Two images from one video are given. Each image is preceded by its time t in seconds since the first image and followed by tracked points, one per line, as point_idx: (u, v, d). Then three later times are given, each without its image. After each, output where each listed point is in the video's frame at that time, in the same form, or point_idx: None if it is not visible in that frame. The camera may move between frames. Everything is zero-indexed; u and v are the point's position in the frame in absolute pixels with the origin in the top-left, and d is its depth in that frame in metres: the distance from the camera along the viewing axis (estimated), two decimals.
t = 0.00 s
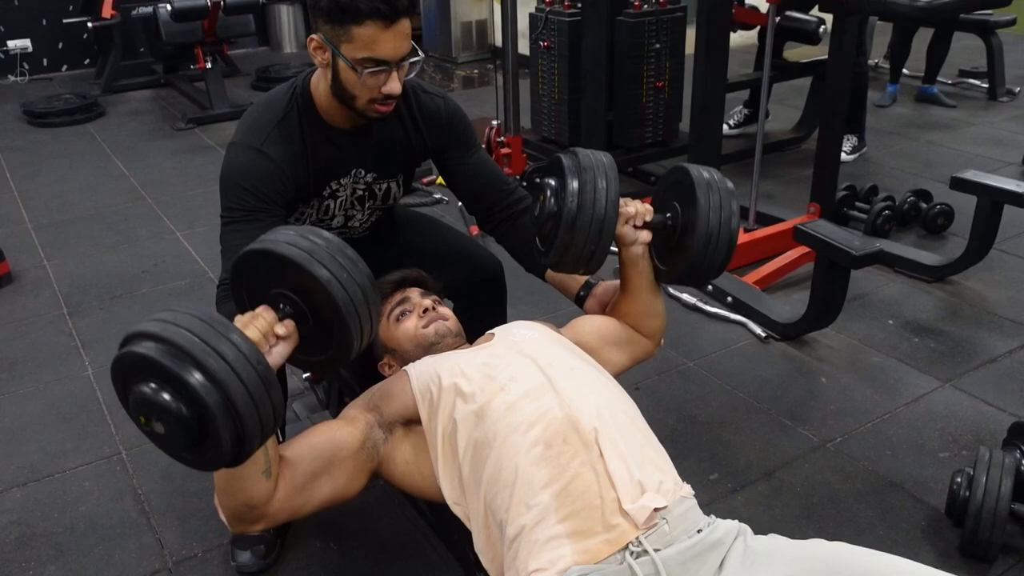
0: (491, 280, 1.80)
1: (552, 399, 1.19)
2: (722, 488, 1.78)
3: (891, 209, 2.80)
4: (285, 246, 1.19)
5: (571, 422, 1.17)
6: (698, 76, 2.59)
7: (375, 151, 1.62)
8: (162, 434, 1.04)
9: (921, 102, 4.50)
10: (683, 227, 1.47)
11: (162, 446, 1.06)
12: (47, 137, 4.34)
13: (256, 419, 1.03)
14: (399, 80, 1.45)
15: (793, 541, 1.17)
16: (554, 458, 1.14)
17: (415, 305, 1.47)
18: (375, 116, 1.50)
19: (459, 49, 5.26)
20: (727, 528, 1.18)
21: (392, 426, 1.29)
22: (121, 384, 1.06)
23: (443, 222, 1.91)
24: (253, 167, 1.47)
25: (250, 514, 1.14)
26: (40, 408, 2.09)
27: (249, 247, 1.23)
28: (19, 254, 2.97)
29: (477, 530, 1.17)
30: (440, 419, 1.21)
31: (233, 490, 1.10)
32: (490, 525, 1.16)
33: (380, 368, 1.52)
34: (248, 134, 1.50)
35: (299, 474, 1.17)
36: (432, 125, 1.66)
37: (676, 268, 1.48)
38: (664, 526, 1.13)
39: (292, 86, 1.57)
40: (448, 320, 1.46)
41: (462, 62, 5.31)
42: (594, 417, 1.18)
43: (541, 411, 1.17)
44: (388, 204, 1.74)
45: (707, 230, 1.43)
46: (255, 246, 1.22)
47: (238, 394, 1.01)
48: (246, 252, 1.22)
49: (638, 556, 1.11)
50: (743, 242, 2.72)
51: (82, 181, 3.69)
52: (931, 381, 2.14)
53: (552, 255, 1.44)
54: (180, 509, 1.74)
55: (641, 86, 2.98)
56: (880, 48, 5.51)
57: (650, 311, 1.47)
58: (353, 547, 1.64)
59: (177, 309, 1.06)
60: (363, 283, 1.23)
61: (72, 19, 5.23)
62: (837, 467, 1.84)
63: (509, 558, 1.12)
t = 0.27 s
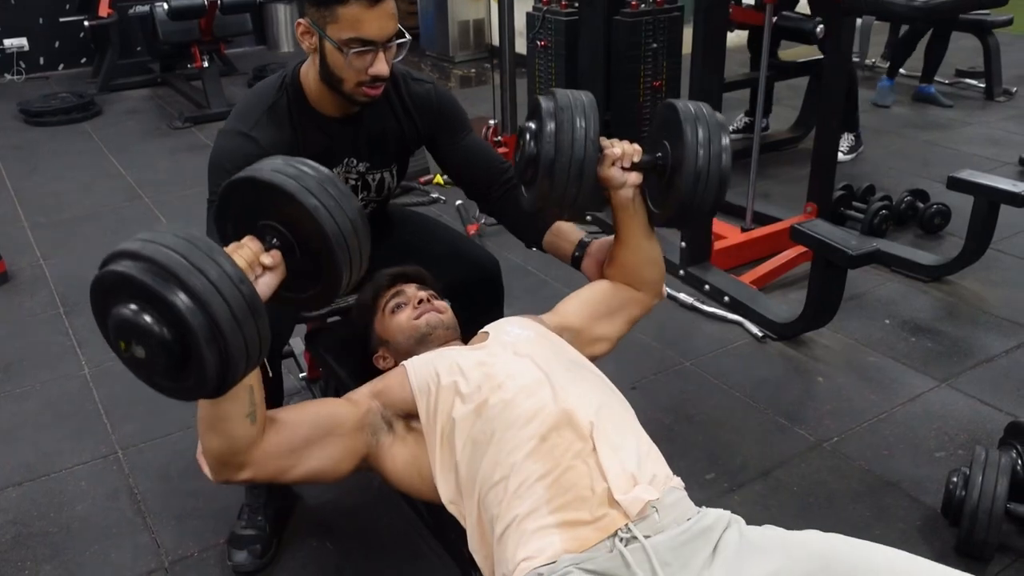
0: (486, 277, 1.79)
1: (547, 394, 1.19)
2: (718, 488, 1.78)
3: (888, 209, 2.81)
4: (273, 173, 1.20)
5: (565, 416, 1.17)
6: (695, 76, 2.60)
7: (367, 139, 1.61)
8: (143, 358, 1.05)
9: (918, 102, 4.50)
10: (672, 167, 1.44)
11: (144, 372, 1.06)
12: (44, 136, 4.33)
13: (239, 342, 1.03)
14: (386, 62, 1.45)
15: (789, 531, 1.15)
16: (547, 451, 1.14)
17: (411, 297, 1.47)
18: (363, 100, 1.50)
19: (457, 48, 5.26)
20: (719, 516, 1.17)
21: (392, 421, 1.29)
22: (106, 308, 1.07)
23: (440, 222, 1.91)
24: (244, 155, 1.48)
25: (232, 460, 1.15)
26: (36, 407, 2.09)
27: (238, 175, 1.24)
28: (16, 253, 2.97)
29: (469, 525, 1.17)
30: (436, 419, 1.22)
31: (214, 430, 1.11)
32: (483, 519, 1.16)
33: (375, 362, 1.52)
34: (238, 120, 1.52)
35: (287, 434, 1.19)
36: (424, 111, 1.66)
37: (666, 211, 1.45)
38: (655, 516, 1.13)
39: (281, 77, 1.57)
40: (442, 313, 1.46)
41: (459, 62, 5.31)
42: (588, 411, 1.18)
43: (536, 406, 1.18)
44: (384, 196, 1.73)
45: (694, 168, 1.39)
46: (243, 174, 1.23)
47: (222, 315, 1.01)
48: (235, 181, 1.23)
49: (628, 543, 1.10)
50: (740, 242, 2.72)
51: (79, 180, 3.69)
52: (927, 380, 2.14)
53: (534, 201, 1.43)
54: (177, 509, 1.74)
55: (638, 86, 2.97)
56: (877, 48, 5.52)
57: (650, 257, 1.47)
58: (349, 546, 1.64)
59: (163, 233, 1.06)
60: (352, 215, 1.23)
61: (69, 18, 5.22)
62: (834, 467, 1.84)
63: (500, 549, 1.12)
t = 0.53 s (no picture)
0: (484, 275, 1.80)
1: (549, 390, 1.20)
2: (717, 485, 1.78)
3: (885, 206, 2.81)
4: (285, 109, 1.20)
5: (567, 410, 1.18)
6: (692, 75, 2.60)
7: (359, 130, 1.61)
8: (150, 288, 1.03)
9: (915, 100, 4.50)
10: (663, 119, 1.41)
11: (150, 303, 1.04)
12: (41, 136, 4.32)
13: (249, 273, 1.01)
14: (376, 52, 1.45)
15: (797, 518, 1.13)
16: (550, 445, 1.15)
17: (411, 296, 1.48)
18: (354, 92, 1.50)
19: (454, 47, 5.26)
20: (723, 506, 1.16)
21: (395, 410, 1.29)
22: (114, 236, 1.05)
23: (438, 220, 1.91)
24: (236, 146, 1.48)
25: (238, 406, 1.13)
26: (34, 407, 2.08)
27: (249, 114, 1.24)
28: (13, 253, 2.96)
29: (472, 521, 1.17)
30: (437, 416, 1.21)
31: (222, 369, 1.11)
32: (486, 516, 1.16)
33: (373, 360, 1.51)
34: (230, 112, 1.51)
35: (294, 391, 1.17)
36: (415, 101, 1.65)
37: (655, 166, 1.42)
38: (660, 504, 1.13)
39: (273, 71, 1.58)
40: (442, 310, 1.47)
41: (457, 61, 5.30)
42: (590, 404, 1.19)
43: (538, 401, 1.18)
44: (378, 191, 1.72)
45: (684, 121, 1.36)
46: (255, 111, 1.23)
47: (232, 243, 0.99)
48: (246, 118, 1.23)
49: (634, 531, 1.10)
50: (737, 240, 2.73)
51: (76, 180, 3.69)
52: (925, 377, 2.14)
53: (519, 154, 1.40)
54: (175, 508, 1.74)
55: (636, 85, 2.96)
56: (874, 46, 5.52)
57: (641, 216, 1.46)
58: (349, 544, 1.64)
59: (174, 159, 1.05)
60: (364, 153, 1.24)
61: (66, 17, 5.21)
62: (832, 464, 1.84)
63: (505, 543, 1.11)
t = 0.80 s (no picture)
0: (483, 273, 1.81)
1: (550, 385, 1.20)
2: (717, 482, 1.79)
3: (884, 203, 2.81)
4: (296, 51, 1.18)
5: (569, 406, 1.18)
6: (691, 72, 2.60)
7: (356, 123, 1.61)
8: (165, 231, 1.03)
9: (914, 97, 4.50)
10: (669, 80, 1.40)
11: (164, 245, 1.05)
12: (39, 134, 4.32)
13: (263, 213, 1.01)
14: (373, 45, 1.45)
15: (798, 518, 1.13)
16: (552, 440, 1.15)
17: (410, 292, 1.48)
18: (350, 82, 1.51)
19: (452, 45, 5.26)
20: (724, 504, 1.16)
21: (399, 399, 1.28)
22: (128, 176, 1.05)
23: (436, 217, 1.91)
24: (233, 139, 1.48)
25: (257, 354, 1.15)
26: (34, 405, 2.08)
27: (261, 58, 1.22)
28: (12, 251, 2.96)
29: (473, 515, 1.17)
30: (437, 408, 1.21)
31: (241, 319, 1.11)
32: (488, 511, 1.15)
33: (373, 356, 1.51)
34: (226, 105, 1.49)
35: (313, 351, 1.19)
36: (412, 93, 1.65)
37: (660, 129, 1.42)
38: (662, 502, 1.13)
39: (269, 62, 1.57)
40: (442, 306, 1.47)
41: (455, 59, 5.30)
42: (591, 399, 1.19)
43: (540, 397, 1.19)
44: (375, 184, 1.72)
45: (690, 81, 1.36)
46: (266, 55, 1.20)
47: (246, 183, 0.99)
48: (258, 61, 1.21)
49: (637, 529, 1.10)
50: (737, 237, 2.73)
51: (75, 178, 3.68)
52: (924, 373, 2.14)
53: (520, 114, 1.36)
54: (175, 505, 1.74)
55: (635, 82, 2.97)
56: (873, 44, 5.52)
57: (633, 185, 1.42)
58: (349, 541, 1.64)
59: (185, 98, 1.04)
60: (378, 94, 1.21)
61: (64, 15, 5.20)
62: (832, 460, 1.84)
63: (508, 538, 1.12)
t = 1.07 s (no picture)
0: (486, 269, 1.80)
1: (552, 391, 1.20)
2: (719, 480, 1.79)
3: (885, 202, 2.81)
4: (308, 124, 1.23)
5: (571, 413, 1.18)
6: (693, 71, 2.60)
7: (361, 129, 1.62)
8: (171, 297, 1.07)
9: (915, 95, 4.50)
10: (679, 138, 1.42)
11: (170, 309, 1.08)
12: (40, 132, 4.32)
13: (267, 285, 1.04)
14: (380, 56, 1.45)
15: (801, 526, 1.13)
16: (555, 447, 1.14)
17: (414, 294, 1.48)
18: (357, 92, 1.51)
19: (453, 43, 5.26)
20: (728, 513, 1.16)
21: (401, 408, 1.30)
22: (139, 243, 1.09)
23: (440, 215, 1.91)
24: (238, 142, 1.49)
25: (252, 416, 1.17)
26: (36, 402, 2.09)
27: (274, 125, 1.26)
28: (14, 249, 2.96)
29: (478, 520, 1.17)
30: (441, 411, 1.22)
31: (238, 382, 1.14)
32: (492, 515, 1.16)
33: (379, 358, 1.52)
34: (234, 110, 1.52)
35: (306, 401, 1.21)
36: (416, 100, 1.65)
37: (672, 184, 1.43)
38: (665, 511, 1.13)
39: (276, 69, 1.58)
40: (448, 307, 1.47)
41: (456, 57, 5.30)
42: (594, 406, 1.19)
43: (542, 403, 1.18)
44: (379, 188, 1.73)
45: (701, 142, 1.38)
46: (279, 124, 1.25)
47: (252, 255, 1.02)
48: (270, 130, 1.26)
49: (640, 539, 1.10)
50: (738, 235, 2.73)
51: (76, 176, 3.69)
52: (926, 372, 2.15)
53: (537, 176, 1.41)
54: (178, 503, 1.74)
55: (636, 80, 2.98)
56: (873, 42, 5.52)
57: (658, 235, 1.46)
58: (352, 538, 1.64)
59: (198, 170, 1.08)
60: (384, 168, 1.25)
61: (65, 13, 5.20)
62: (833, 459, 1.84)
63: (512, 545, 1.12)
